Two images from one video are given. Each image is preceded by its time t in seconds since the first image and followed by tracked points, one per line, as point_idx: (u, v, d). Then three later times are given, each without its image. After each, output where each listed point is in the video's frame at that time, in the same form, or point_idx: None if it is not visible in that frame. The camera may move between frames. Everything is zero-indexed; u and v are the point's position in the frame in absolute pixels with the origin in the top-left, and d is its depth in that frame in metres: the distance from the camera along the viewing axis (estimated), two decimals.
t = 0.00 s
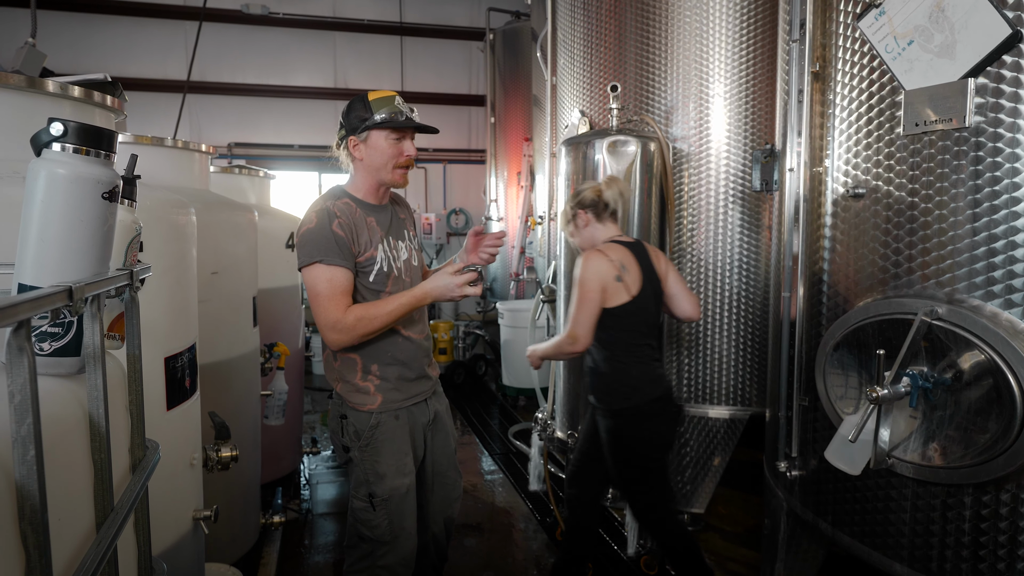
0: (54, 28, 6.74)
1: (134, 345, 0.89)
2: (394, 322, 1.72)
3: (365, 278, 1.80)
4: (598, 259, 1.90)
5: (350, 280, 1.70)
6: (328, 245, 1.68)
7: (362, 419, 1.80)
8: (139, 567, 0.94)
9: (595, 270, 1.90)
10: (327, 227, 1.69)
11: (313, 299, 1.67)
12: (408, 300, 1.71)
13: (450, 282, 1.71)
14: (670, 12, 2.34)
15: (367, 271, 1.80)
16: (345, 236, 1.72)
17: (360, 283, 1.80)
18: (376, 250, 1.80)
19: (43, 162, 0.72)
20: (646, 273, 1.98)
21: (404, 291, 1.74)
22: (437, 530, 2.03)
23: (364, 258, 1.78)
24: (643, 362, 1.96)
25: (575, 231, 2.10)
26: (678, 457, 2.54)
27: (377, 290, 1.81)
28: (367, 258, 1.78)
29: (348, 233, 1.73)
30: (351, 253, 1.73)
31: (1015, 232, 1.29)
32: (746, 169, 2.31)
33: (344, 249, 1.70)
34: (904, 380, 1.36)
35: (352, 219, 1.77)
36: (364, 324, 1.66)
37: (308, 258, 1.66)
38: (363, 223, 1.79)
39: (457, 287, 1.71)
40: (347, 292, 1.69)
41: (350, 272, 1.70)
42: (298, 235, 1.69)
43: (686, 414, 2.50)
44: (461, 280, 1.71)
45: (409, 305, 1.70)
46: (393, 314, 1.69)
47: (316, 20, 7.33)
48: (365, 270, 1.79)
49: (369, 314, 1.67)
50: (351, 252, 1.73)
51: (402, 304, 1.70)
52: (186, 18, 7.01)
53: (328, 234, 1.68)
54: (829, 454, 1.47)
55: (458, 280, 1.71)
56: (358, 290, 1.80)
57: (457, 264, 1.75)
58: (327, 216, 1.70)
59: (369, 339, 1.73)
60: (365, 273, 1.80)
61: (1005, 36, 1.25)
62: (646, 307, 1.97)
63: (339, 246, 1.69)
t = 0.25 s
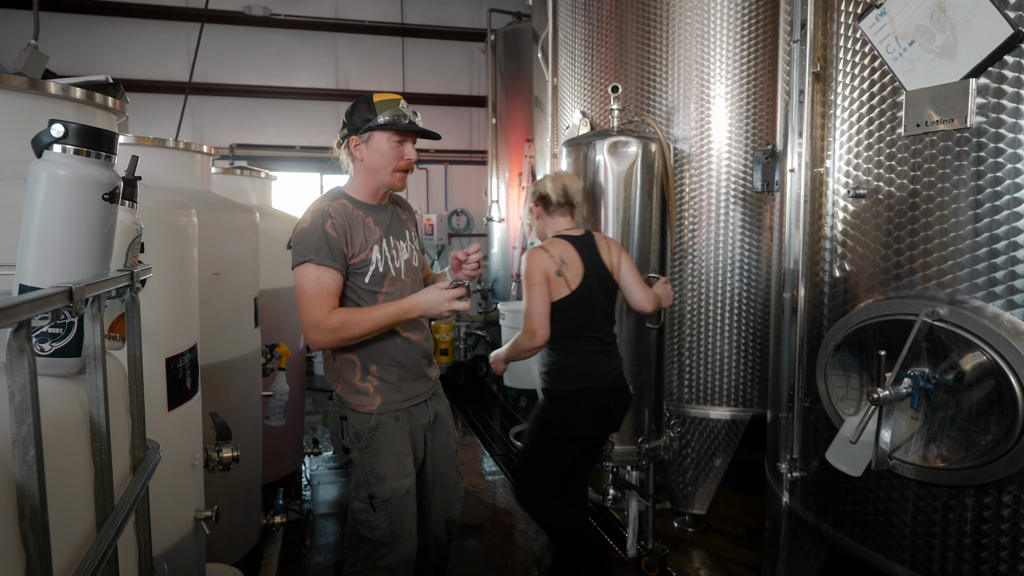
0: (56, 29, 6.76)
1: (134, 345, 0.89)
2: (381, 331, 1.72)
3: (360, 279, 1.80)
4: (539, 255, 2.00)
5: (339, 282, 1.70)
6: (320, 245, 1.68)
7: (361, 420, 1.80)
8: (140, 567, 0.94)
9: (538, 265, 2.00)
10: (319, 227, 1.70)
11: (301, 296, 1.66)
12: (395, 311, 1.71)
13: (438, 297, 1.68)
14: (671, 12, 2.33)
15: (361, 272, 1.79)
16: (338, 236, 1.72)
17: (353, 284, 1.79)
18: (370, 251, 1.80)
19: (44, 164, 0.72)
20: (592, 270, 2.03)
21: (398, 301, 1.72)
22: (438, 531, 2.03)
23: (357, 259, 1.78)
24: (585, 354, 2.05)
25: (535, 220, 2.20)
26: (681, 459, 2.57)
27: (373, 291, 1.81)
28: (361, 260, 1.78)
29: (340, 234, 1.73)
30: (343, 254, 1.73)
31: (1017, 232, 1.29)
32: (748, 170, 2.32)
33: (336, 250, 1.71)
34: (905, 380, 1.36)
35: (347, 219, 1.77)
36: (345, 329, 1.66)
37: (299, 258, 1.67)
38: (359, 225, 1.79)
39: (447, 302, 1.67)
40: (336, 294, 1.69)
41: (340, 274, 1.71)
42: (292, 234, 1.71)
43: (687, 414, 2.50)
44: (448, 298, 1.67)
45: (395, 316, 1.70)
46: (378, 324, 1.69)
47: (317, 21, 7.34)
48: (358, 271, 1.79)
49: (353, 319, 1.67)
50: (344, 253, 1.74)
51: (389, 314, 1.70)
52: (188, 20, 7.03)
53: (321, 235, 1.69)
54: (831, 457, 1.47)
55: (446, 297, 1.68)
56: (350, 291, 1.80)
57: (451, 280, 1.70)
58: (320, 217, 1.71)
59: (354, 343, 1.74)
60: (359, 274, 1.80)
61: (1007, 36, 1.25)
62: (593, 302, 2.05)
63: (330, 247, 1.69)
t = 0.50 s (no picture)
0: (61, 31, 6.78)
1: (134, 346, 0.89)
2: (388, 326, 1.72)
3: (362, 277, 1.80)
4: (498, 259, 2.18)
5: (343, 279, 1.70)
6: (323, 243, 1.68)
7: (360, 420, 1.80)
8: (141, 567, 0.94)
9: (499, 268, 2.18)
10: (321, 224, 1.70)
11: (305, 295, 1.67)
12: (401, 305, 1.70)
13: (446, 286, 1.69)
14: (673, 13, 2.33)
15: (363, 270, 1.80)
16: (340, 234, 1.73)
17: (356, 282, 1.80)
18: (372, 248, 1.81)
19: (45, 165, 0.72)
20: (552, 272, 2.18)
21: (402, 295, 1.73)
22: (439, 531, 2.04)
23: (359, 256, 1.79)
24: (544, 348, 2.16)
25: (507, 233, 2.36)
26: (684, 459, 2.57)
27: (374, 289, 1.81)
28: (363, 257, 1.79)
29: (342, 231, 1.74)
30: (345, 251, 1.74)
31: (1019, 233, 1.28)
32: (750, 171, 2.31)
33: (339, 247, 1.71)
34: (907, 381, 1.36)
35: (347, 217, 1.77)
36: (354, 324, 1.66)
37: (302, 255, 1.67)
38: (359, 222, 1.80)
39: (452, 289, 1.69)
40: (341, 291, 1.69)
41: (344, 271, 1.71)
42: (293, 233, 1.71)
43: (689, 415, 2.50)
44: (455, 284, 1.69)
45: (401, 310, 1.69)
46: (386, 318, 1.68)
47: (320, 22, 7.35)
48: (361, 268, 1.79)
49: (361, 314, 1.66)
50: (346, 250, 1.74)
51: (395, 308, 1.69)
52: (192, 21, 7.05)
53: (323, 232, 1.69)
54: (833, 458, 1.46)
55: (453, 284, 1.69)
56: (353, 289, 1.80)
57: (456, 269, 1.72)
58: (321, 214, 1.72)
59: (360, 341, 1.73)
60: (362, 272, 1.80)
61: (1009, 36, 1.25)
62: (556, 305, 2.19)
63: (333, 244, 1.70)
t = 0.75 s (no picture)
0: (64, 33, 6.81)
1: (134, 347, 0.90)
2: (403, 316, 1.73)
3: (369, 277, 1.81)
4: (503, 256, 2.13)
5: (353, 277, 1.73)
6: (331, 243, 1.70)
7: (360, 419, 1.81)
8: (141, 567, 0.95)
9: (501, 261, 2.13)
10: (329, 225, 1.72)
11: (316, 295, 1.70)
12: (409, 296, 1.69)
13: (449, 275, 1.59)
14: (675, 13, 2.32)
15: (369, 271, 1.81)
16: (348, 235, 1.74)
17: (363, 283, 1.81)
18: (380, 249, 1.81)
19: (45, 167, 0.73)
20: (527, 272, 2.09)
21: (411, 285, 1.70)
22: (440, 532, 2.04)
23: (367, 257, 1.80)
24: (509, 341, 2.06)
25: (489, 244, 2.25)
26: (686, 460, 2.57)
27: (379, 291, 1.82)
28: (371, 258, 1.80)
29: (350, 232, 1.75)
30: (354, 252, 1.75)
31: (1021, 233, 1.28)
32: (752, 171, 2.31)
33: (347, 248, 1.73)
34: (908, 382, 1.36)
35: (355, 218, 1.79)
36: (365, 321, 1.69)
37: (311, 256, 1.70)
38: (368, 223, 1.81)
39: (456, 275, 1.59)
40: (351, 288, 1.72)
41: (353, 270, 1.73)
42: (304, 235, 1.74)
43: (691, 415, 2.50)
44: (458, 272, 1.58)
45: (410, 301, 1.68)
46: (399, 309, 1.70)
47: (323, 23, 7.37)
48: (368, 269, 1.80)
49: (371, 310, 1.69)
50: (354, 251, 1.75)
51: (402, 301, 1.69)
52: (195, 23, 7.06)
53: (331, 233, 1.71)
54: (834, 457, 1.45)
55: (457, 272, 1.58)
56: (360, 289, 1.82)
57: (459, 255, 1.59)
58: (329, 216, 1.73)
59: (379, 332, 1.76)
60: (368, 272, 1.81)
61: (1010, 35, 1.24)
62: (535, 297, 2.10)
63: (340, 245, 1.72)
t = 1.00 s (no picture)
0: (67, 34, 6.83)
1: (134, 348, 0.90)
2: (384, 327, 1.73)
3: (375, 281, 1.82)
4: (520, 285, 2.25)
5: (352, 281, 1.75)
6: (337, 245, 1.74)
7: (362, 419, 1.82)
8: (141, 568, 0.95)
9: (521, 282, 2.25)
10: (338, 228, 1.75)
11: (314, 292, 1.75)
12: (392, 306, 1.70)
13: (431, 284, 1.67)
14: (676, 13, 2.32)
15: (376, 274, 1.82)
16: (357, 238, 1.76)
17: (369, 286, 1.83)
18: (388, 255, 1.82)
19: (42, 169, 0.73)
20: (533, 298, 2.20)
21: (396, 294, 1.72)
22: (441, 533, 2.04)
23: (374, 261, 1.81)
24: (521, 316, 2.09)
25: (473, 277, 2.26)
26: (688, 460, 2.56)
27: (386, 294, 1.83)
28: (378, 262, 1.81)
29: (359, 235, 1.77)
30: (359, 256, 1.77)
31: (1021, 233, 1.28)
32: (754, 171, 2.31)
33: (352, 251, 1.75)
34: (909, 382, 1.35)
35: (368, 222, 1.81)
36: (345, 322, 1.69)
37: (318, 256, 1.74)
38: (382, 227, 1.82)
39: (439, 288, 1.66)
40: (347, 291, 1.74)
41: (355, 274, 1.76)
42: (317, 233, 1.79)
43: (693, 416, 2.49)
44: (440, 282, 1.66)
45: (392, 311, 1.70)
46: (376, 319, 1.70)
47: (326, 24, 7.38)
48: (374, 273, 1.82)
49: (353, 313, 1.70)
50: (360, 254, 1.78)
51: (385, 309, 1.69)
52: (197, 24, 7.08)
53: (339, 235, 1.74)
54: (834, 458, 1.43)
55: (439, 282, 1.66)
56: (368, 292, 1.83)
57: (445, 264, 1.68)
58: (341, 218, 1.76)
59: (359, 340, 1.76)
60: (374, 276, 1.82)
61: (1010, 35, 1.24)
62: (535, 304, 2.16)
63: (346, 247, 1.74)
